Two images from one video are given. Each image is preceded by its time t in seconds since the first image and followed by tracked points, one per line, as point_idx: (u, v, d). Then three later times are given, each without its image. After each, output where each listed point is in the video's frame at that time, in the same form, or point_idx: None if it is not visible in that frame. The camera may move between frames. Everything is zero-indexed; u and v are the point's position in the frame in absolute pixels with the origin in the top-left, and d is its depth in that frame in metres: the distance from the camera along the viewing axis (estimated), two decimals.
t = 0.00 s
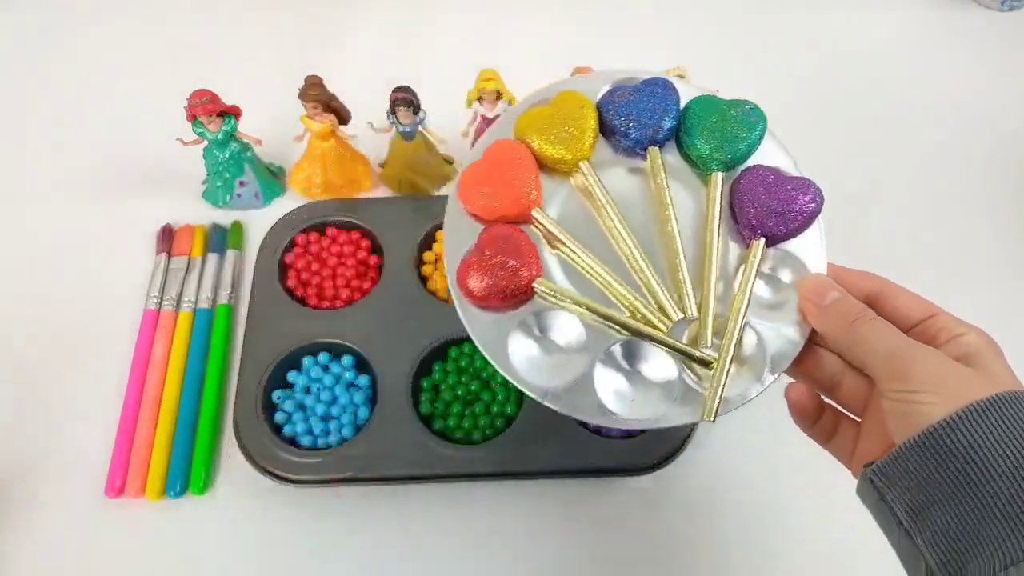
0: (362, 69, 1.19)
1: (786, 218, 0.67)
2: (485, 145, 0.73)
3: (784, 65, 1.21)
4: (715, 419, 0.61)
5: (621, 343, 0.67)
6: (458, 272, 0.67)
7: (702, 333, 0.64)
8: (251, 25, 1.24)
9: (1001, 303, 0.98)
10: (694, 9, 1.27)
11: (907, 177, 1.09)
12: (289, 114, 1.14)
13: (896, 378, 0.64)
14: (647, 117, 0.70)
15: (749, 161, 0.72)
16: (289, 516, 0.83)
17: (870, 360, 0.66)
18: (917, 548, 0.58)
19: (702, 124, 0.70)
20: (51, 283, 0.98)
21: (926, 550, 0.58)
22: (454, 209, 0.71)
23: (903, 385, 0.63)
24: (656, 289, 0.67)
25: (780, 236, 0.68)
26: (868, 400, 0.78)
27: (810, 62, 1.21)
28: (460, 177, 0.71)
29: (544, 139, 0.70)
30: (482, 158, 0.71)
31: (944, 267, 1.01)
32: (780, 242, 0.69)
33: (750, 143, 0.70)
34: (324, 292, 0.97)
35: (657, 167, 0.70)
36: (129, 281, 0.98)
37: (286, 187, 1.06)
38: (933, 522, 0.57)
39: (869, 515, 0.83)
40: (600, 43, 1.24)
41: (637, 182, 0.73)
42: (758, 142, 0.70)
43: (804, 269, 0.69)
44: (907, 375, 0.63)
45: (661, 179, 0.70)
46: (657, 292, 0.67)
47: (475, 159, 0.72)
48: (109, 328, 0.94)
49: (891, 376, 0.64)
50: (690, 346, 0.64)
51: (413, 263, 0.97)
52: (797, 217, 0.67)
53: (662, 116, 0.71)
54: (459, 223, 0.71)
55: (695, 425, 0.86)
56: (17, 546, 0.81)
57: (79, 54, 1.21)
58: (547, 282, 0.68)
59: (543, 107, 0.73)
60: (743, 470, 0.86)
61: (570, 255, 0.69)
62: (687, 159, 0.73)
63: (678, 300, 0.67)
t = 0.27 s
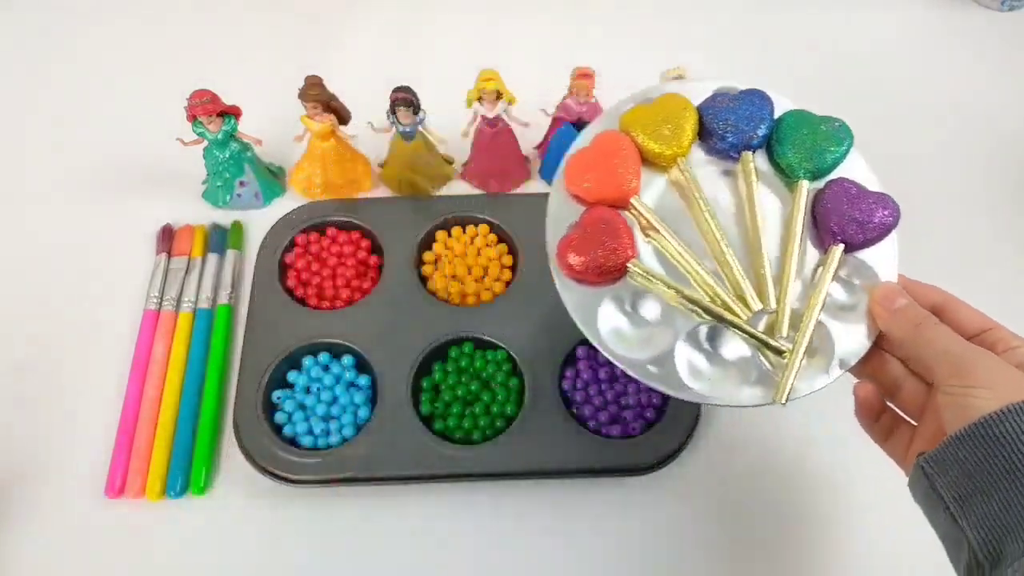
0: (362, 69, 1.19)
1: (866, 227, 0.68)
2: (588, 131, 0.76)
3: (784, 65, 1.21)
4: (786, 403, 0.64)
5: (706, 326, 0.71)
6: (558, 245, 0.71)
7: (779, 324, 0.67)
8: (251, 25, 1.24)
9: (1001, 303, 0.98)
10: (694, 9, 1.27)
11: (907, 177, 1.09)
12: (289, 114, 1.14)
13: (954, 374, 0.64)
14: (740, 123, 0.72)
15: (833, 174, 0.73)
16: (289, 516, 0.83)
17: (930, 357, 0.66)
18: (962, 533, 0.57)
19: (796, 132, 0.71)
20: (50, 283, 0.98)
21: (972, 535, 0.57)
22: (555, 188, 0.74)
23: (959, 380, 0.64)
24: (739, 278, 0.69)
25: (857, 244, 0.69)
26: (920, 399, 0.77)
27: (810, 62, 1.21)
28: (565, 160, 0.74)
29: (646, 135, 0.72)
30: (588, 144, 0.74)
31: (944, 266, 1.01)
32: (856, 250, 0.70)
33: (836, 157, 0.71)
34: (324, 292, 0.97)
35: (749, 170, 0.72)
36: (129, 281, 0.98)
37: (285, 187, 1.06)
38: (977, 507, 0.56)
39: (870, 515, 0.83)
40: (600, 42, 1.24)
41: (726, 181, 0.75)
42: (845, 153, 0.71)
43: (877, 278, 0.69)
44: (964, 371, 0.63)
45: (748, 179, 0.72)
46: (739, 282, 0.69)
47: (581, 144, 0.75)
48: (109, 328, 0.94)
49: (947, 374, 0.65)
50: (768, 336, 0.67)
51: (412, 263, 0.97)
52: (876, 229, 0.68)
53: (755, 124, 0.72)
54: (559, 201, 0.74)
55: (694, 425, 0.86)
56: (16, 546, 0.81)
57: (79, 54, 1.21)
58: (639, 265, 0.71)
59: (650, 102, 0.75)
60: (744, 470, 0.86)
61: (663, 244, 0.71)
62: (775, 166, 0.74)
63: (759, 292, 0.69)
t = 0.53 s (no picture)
0: (362, 69, 1.20)
1: (934, 256, 0.75)
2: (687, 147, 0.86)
3: (783, 66, 1.22)
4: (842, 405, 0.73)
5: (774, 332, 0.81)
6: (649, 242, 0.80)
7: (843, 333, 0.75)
8: (252, 26, 1.24)
9: (1000, 303, 0.98)
10: (693, 10, 1.27)
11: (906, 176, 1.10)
12: (290, 114, 1.14)
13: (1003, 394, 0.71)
14: (828, 153, 0.81)
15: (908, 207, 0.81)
16: (289, 515, 0.83)
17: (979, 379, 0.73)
18: (1000, 532, 0.62)
19: (874, 165, 0.81)
20: (53, 283, 0.99)
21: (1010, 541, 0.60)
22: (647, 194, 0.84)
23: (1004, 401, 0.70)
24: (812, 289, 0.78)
25: (926, 271, 0.76)
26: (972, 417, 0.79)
27: (808, 63, 1.22)
28: (660, 170, 0.84)
29: (737, 155, 0.82)
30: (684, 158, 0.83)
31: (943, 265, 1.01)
32: (923, 276, 0.77)
33: (912, 191, 0.80)
34: (326, 292, 0.97)
35: (830, 195, 0.81)
36: (132, 281, 0.99)
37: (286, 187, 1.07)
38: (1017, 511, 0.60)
39: (870, 512, 0.84)
40: (600, 43, 1.24)
41: (804, 206, 0.84)
42: (920, 189, 0.80)
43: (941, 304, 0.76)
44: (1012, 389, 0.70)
45: (827, 206, 0.81)
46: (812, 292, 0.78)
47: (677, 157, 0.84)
48: (111, 328, 0.95)
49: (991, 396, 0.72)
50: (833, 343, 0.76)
51: (410, 261, 0.97)
52: (943, 255, 0.75)
53: (839, 156, 0.81)
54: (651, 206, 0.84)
55: (693, 424, 0.87)
56: (17, 544, 0.81)
57: (80, 56, 1.21)
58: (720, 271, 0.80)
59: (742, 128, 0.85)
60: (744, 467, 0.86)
61: (743, 255, 0.81)
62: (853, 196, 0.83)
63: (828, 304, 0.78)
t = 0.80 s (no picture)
0: (362, 69, 1.20)
1: (960, 284, 0.84)
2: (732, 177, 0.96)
3: (782, 66, 1.22)
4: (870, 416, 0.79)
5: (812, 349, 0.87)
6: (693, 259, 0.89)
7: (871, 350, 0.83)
8: (252, 26, 1.25)
9: (1001, 302, 0.98)
10: (693, 11, 1.28)
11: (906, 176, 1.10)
12: (290, 114, 1.15)
13: None
14: (861, 188, 0.92)
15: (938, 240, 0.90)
16: (289, 514, 0.83)
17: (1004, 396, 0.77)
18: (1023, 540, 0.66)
19: (905, 200, 0.90)
20: (53, 282, 0.99)
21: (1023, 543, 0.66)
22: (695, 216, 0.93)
23: None
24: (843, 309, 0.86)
25: (953, 296, 0.85)
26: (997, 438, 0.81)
27: (807, 63, 1.23)
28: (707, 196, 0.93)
29: (777, 187, 0.92)
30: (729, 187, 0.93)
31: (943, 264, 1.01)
32: (952, 302, 0.85)
33: (940, 224, 0.89)
34: (326, 292, 0.97)
35: (862, 228, 0.90)
36: (132, 281, 0.99)
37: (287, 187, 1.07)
38: None
39: (871, 511, 0.84)
40: (600, 44, 1.25)
41: (839, 236, 0.94)
42: (947, 223, 0.89)
43: (964, 330, 0.84)
44: None
45: (861, 237, 0.90)
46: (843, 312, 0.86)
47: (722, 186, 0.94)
48: (112, 328, 0.95)
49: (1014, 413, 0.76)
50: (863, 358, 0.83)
51: (411, 261, 0.98)
52: (967, 284, 0.83)
53: (871, 191, 0.92)
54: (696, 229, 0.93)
55: (693, 423, 0.87)
56: (16, 543, 0.81)
57: (81, 56, 1.22)
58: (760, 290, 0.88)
59: (784, 161, 0.95)
60: (744, 467, 0.86)
61: (781, 277, 0.90)
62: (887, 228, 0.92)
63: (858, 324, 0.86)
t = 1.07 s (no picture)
0: (363, 69, 1.20)
1: (972, 298, 0.86)
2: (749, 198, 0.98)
3: (782, 66, 1.22)
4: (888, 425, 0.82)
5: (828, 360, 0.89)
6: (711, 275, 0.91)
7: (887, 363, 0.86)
8: (252, 27, 1.25)
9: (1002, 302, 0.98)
10: (692, 11, 1.28)
11: (906, 176, 1.10)
12: (290, 114, 1.15)
13: None
14: (873, 209, 0.94)
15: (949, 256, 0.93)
16: (289, 514, 0.83)
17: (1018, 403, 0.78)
18: None
19: (917, 219, 0.93)
20: (53, 282, 0.99)
21: None
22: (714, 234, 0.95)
23: None
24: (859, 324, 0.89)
25: (966, 310, 0.87)
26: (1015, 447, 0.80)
27: (807, 63, 1.23)
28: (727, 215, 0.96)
29: (794, 207, 0.95)
30: (748, 206, 0.95)
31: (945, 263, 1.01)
32: (964, 316, 0.88)
33: (951, 242, 0.91)
34: (326, 292, 0.97)
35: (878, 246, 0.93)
36: (132, 281, 0.99)
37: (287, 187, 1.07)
38: None
39: (871, 511, 0.84)
40: (600, 44, 1.25)
41: (855, 254, 0.96)
42: (958, 242, 0.91)
43: (976, 342, 0.87)
44: None
45: (877, 256, 0.93)
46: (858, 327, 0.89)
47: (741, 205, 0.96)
48: (112, 328, 0.95)
49: None
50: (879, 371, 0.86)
51: (411, 262, 0.98)
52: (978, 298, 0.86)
53: (883, 212, 0.94)
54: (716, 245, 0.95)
55: (693, 423, 0.87)
56: (15, 543, 0.81)
57: (80, 56, 1.22)
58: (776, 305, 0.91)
59: (800, 183, 0.97)
60: (744, 468, 0.86)
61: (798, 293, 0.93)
62: (901, 248, 0.95)
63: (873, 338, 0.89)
